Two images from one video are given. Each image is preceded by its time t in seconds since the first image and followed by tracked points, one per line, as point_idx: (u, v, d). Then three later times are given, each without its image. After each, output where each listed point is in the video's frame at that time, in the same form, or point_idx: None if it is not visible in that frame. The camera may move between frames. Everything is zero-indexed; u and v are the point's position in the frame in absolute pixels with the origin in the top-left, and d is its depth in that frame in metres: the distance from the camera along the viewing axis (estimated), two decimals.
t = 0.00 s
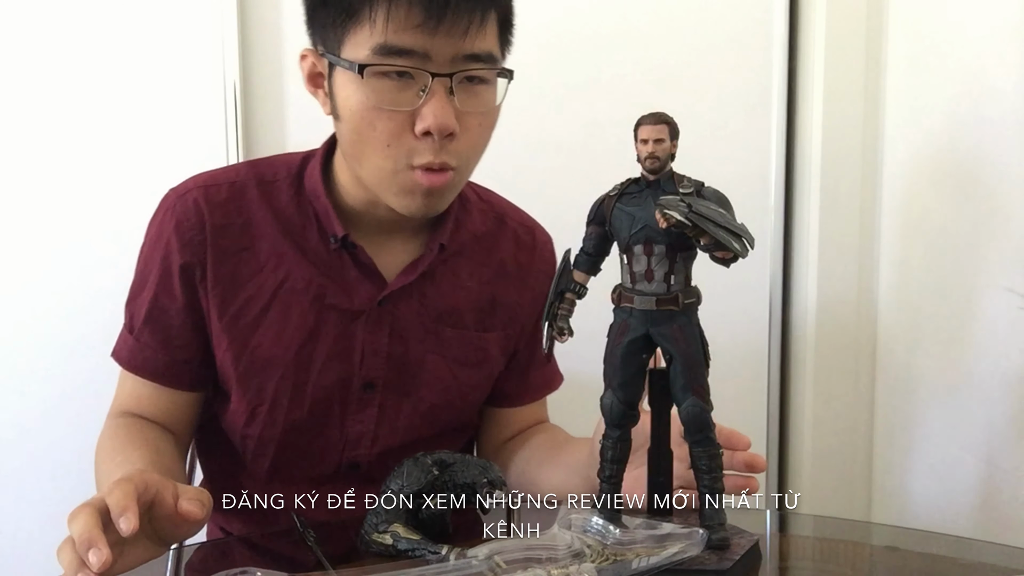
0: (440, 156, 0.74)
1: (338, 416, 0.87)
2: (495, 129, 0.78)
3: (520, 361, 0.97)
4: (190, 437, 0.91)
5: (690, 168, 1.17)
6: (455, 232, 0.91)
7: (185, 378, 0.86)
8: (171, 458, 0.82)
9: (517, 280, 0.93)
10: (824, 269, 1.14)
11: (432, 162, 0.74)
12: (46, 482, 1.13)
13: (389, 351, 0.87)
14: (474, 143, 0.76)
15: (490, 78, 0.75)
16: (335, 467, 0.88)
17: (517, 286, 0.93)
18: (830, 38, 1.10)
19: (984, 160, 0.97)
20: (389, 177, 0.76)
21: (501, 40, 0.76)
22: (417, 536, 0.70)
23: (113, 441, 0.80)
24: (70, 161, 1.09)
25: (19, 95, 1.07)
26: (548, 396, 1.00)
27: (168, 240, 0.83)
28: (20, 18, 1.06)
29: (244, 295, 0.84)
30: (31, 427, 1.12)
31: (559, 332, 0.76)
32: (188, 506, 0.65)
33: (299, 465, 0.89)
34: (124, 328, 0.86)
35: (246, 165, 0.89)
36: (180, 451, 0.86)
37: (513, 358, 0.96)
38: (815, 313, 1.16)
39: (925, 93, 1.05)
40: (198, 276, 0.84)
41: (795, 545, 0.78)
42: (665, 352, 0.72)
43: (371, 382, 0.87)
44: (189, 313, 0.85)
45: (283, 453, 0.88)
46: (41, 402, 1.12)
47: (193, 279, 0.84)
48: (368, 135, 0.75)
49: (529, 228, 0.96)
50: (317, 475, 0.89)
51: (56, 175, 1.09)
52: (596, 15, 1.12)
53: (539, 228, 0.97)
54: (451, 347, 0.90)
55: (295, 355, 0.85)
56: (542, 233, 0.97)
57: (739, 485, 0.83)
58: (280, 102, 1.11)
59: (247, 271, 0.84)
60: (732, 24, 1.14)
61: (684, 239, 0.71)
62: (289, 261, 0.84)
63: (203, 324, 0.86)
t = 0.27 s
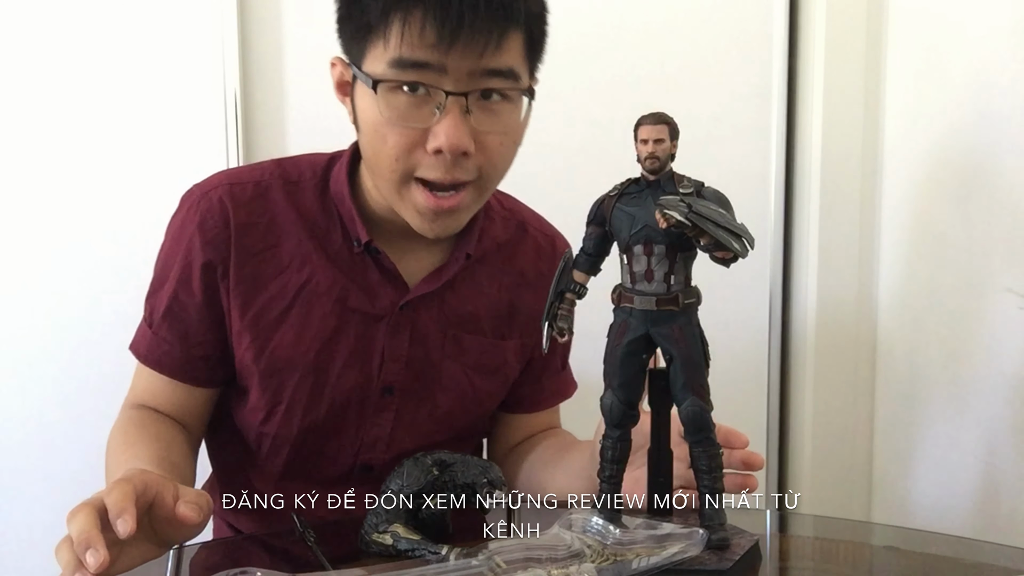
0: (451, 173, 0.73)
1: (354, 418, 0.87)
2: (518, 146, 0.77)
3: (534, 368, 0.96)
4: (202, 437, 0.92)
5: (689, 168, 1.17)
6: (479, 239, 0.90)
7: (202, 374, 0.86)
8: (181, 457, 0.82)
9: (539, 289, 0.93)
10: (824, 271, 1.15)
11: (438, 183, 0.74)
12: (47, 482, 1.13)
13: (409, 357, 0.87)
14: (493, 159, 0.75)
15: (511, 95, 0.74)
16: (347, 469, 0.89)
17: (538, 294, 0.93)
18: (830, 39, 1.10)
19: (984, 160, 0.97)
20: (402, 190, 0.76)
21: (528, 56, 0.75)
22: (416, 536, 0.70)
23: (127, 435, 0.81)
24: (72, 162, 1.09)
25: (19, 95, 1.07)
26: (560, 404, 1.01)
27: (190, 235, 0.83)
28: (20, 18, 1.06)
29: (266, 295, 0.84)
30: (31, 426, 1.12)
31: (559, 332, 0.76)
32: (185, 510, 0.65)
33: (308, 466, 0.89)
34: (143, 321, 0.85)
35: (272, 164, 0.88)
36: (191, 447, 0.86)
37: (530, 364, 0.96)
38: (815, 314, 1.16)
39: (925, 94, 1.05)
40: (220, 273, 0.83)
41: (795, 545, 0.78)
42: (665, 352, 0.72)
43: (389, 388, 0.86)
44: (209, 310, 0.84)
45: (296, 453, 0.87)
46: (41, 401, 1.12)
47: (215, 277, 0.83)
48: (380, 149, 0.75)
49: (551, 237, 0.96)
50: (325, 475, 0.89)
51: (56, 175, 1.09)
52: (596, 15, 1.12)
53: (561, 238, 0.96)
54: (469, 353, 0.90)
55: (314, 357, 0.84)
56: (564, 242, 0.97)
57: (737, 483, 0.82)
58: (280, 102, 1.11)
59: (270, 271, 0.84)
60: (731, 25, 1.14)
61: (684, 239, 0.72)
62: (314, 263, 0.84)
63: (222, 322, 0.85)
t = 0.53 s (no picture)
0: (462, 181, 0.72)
1: (358, 420, 0.86)
2: (529, 153, 0.75)
3: (539, 370, 0.96)
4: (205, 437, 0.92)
5: (689, 168, 1.17)
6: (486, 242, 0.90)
7: (207, 373, 0.86)
8: (185, 455, 0.82)
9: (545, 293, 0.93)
10: (824, 271, 1.14)
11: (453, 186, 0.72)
12: (47, 481, 1.13)
13: (413, 360, 0.86)
14: (503, 167, 0.73)
15: (524, 104, 0.72)
16: (351, 469, 0.89)
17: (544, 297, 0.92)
18: (830, 39, 1.10)
19: (983, 160, 0.97)
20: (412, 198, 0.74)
21: (541, 64, 0.73)
22: (416, 536, 0.70)
23: (129, 432, 0.81)
24: (72, 161, 1.09)
25: (19, 94, 1.07)
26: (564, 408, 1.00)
27: (198, 234, 0.83)
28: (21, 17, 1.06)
29: (273, 295, 0.83)
30: (31, 426, 1.12)
31: (558, 332, 0.76)
32: (185, 511, 0.64)
33: (311, 467, 0.89)
34: (149, 319, 0.85)
35: (281, 164, 0.88)
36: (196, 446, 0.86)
37: (534, 368, 0.96)
38: (816, 314, 1.16)
39: (925, 95, 1.05)
40: (227, 272, 0.83)
41: (796, 545, 0.78)
42: (665, 352, 0.72)
43: (394, 390, 0.86)
44: (215, 310, 0.84)
45: (300, 454, 0.87)
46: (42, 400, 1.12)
47: (221, 277, 0.83)
48: (392, 154, 0.73)
49: (557, 242, 0.95)
50: (326, 475, 0.89)
51: (57, 174, 1.09)
52: (596, 15, 1.12)
53: (567, 243, 0.96)
54: (475, 356, 0.89)
55: (320, 358, 0.84)
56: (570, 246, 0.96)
57: (737, 480, 0.82)
58: (281, 102, 1.11)
59: (276, 271, 0.84)
60: (731, 25, 1.14)
61: (684, 239, 0.71)
62: (320, 264, 0.83)
63: (227, 322, 0.85)
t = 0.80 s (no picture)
0: (441, 180, 0.72)
1: (356, 421, 0.86)
2: (515, 153, 0.75)
3: (539, 368, 0.96)
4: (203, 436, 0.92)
5: (689, 168, 1.17)
6: (484, 242, 0.90)
7: (205, 373, 0.86)
8: (182, 456, 0.82)
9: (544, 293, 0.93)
10: (824, 271, 1.14)
11: (430, 186, 0.73)
12: (47, 481, 1.13)
13: (411, 360, 0.86)
14: (487, 167, 0.73)
15: (507, 104, 0.71)
16: (349, 470, 0.88)
17: (542, 298, 0.92)
18: (829, 38, 1.10)
19: (983, 161, 0.97)
20: (395, 194, 0.75)
21: (529, 65, 0.72)
22: (416, 536, 0.70)
23: (127, 432, 0.81)
24: (72, 161, 1.09)
25: (19, 94, 1.07)
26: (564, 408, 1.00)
27: (194, 235, 0.82)
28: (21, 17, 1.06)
29: (270, 296, 0.83)
30: (32, 425, 1.12)
31: (558, 332, 0.76)
32: (185, 511, 0.64)
33: (311, 468, 0.89)
34: (146, 319, 0.85)
35: (277, 164, 0.88)
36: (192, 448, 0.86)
37: (532, 368, 0.96)
38: (816, 314, 1.16)
39: (925, 95, 1.05)
40: (224, 273, 0.83)
41: (795, 545, 0.78)
42: (665, 352, 0.73)
43: (391, 390, 0.86)
44: (212, 310, 0.84)
45: (299, 454, 0.87)
46: (42, 400, 1.12)
47: (219, 277, 0.83)
48: (374, 151, 0.74)
49: (555, 241, 0.95)
50: (325, 476, 0.89)
51: (57, 174, 1.09)
52: (596, 14, 1.12)
53: (565, 243, 0.96)
54: (473, 357, 0.89)
55: (317, 358, 0.84)
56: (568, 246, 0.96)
57: (738, 478, 0.82)
58: (280, 102, 1.11)
59: (274, 272, 0.84)
60: (731, 25, 1.14)
61: (684, 239, 0.71)
62: (317, 264, 0.84)
63: (225, 322, 0.85)
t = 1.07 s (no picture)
0: (434, 173, 0.73)
1: (353, 425, 0.86)
2: (513, 152, 0.75)
3: (538, 375, 0.96)
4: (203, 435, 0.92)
5: (689, 168, 1.17)
6: (484, 249, 0.90)
7: (202, 374, 0.86)
8: (181, 457, 0.82)
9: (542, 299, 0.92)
10: (824, 272, 1.15)
11: (422, 181, 0.73)
12: (47, 481, 1.13)
13: (409, 364, 0.86)
14: (481, 163, 0.74)
15: (500, 99, 0.72)
16: (346, 473, 0.88)
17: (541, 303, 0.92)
18: (829, 39, 1.10)
19: (982, 160, 0.97)
20: (389, 191, 0.76)
21: (524, 62, 0.73)
22: (416, 536, 0.70)
23: (127, 432, 0.81)
24: (72, 162, 1.09)
25: (19, 94, 1.07)
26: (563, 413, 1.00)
27: (193, 236, 0.82)
28: (20, 17, 1.06)
29: (268, 298, 0.84)
30: (32, 426, 1.12)
31: (558, 332, 0.75)
32: (186, 509, 0.65)
33: (310, 469, 0.89)
34: (144, 320, 0.85)
35: (277, 166, 0.88)
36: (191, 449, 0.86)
37: (530, 374, 0.96)
38: (816, 315, 1.16)
39: (925, 95, 1.05)
40: (222, 275, 0.83)
41: (796, 545, 0.78)
42: (665, 352, 0.72)
43: (389, 394, 0.86)
44: (210, 312, 0.84)
45: (296, 455, 0.87)
46: (42, 400, 1.12)
47: (217, 279, 0.83)
48: (368, 148, 0.75)
49: (555, 246, 0.95)
50: (322, 477, 0.89)
51: (57, 174, 1.09)
52: (595, 15, 1.12)
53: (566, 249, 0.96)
54: (471, 363, 0.89)
55: (315, 361, 0.84)
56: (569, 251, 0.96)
57: (737, 476, 0.82)
58: (280, 102, 1.11)
59: (272, 274, 0.84)
60: (730, 25, 1.14)
61: (684, 239, 0.72)
62: (316, 267, 0.84)
63: (221, 324, 0.85)
